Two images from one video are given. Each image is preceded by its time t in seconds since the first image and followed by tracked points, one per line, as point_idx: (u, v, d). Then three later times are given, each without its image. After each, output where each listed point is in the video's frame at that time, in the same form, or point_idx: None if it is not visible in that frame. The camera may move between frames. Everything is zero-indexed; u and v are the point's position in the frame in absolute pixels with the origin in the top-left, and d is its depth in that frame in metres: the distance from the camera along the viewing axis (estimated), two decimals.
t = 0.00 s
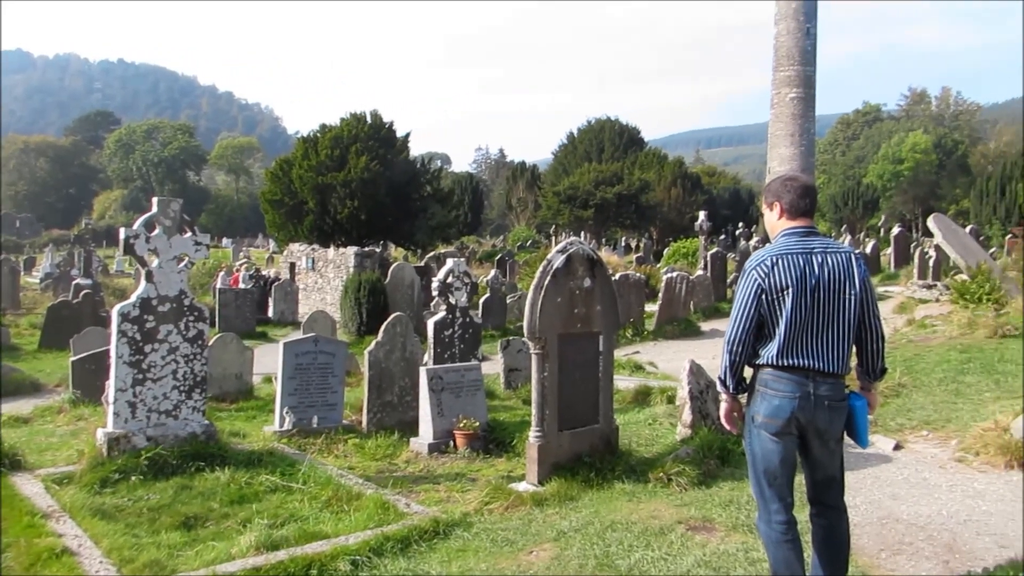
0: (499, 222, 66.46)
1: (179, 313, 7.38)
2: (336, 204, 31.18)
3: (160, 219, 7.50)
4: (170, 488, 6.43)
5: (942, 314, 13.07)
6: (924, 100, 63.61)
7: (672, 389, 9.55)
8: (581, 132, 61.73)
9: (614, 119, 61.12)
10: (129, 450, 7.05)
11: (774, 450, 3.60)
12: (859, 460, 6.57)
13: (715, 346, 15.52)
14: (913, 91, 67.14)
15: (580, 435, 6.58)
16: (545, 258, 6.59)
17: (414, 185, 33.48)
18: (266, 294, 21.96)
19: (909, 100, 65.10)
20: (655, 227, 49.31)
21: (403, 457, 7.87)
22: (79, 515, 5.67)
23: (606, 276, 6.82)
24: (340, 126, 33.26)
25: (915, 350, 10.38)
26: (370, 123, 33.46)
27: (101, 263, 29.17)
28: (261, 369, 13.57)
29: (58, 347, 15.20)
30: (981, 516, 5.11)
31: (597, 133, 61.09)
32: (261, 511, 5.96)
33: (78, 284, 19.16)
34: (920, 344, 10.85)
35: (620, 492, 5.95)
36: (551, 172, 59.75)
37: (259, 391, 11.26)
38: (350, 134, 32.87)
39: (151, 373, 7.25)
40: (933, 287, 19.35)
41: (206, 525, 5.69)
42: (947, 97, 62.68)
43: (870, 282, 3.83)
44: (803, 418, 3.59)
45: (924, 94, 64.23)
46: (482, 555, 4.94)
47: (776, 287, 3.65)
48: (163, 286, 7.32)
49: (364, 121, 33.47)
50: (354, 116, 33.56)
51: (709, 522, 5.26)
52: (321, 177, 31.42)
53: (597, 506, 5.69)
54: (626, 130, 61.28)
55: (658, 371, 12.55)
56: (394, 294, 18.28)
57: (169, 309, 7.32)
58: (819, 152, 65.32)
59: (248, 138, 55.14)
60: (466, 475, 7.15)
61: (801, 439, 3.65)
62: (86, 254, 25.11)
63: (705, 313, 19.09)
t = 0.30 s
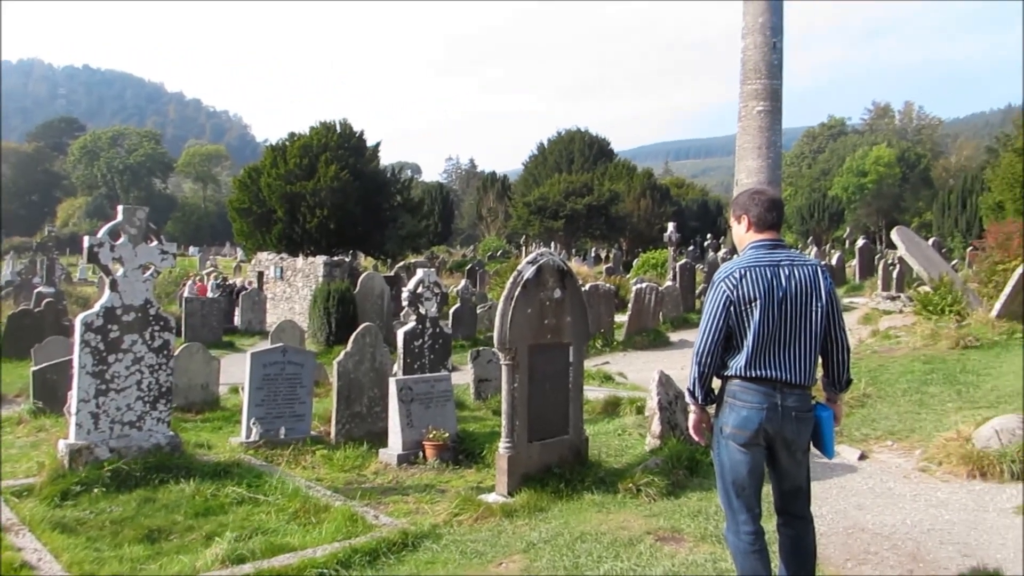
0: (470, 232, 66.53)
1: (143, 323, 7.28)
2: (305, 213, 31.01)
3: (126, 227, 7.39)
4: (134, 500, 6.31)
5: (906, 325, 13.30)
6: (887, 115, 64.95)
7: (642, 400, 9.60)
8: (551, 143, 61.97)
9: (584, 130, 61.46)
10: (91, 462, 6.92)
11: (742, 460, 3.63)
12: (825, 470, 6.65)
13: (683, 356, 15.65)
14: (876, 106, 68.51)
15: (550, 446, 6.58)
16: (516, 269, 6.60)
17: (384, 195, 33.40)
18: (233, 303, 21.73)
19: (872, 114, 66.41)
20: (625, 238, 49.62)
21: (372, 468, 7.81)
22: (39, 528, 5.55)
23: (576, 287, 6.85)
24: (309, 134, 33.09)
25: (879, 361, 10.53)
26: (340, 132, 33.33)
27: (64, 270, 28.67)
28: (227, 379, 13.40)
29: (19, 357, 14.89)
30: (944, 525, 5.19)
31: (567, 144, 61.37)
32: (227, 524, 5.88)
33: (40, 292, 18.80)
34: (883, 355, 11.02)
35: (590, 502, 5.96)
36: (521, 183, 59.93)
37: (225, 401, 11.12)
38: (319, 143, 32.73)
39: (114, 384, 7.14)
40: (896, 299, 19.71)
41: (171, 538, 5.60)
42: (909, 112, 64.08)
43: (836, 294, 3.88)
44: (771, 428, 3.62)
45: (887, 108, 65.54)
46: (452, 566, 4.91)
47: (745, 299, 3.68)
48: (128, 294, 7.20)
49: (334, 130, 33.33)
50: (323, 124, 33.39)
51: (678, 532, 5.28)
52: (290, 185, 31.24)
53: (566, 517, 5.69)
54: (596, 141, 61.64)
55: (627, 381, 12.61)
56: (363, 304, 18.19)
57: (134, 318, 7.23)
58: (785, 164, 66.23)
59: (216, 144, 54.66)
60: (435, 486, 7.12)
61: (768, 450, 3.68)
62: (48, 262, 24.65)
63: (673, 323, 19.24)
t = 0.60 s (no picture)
0: (443, 244, 66.46)
1: (111, 334, 7.18)
2: (277, 223, 30.83)
3: (94, 238, 7.28)
4: (99, 514, 6.19)
5: (874, 338, 13.45)
6: (854, 130, 66.06)
7: (615, 412, 9.62)
8: (525, 155, 62.14)
9: (557, 143, 61.76)
10: (56, 475, 6.79)
11: (714, 474, 3.65)
12: (795, 482, 6.69)
13: (656, 368, 15.73)
14: (843, 121, 69.68)
15: (523, 459, 6.57)
16: (490, 281, 6.61)
17: (358, 206, 33.30)
18: (204, 314, 21.49)
19: (840, 129, 67.49)
20: (598, 250, 49.82)
21: (344, 481, 7.75)
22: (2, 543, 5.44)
23: (549, 299, 6.87)
24: (282, 144, 32.93)
25: (849, 373, 10.67)
26: (313, 142, 33.18)
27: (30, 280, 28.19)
28: (196, 390, 13.23)
29: None
30: (912, 537, 5.26)
31: (540, 156, 61.58)
32: (195, 538, 5.79)
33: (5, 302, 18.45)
34: (853, 368, 11.15)
35: (563, 515, 5.96)
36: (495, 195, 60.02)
37: (194, 414, 10.98)
38: (292, 153, 32.57)
39: (81, 396, 7.04)
40: (865, 312, 19.99)
41: (137, 552, 5.50)
42: (876, 128, 65.24)
43: (806, 308, 3.92)
44: (742, 441, 3.65)
45: (855, 124, 66.67)
46: None
47: (715, 313, 3.71)
48: (96, 306, 7.11)
49: (307, 140, 33.18)
50: (296, 135, 33.19)
51: (650, 545, 5.29)
52: (262, 196, 31.08)
53: (539, 530, 5.68)
54: (569, 154, 61.92)
55: (600, 393, 12.64)
56: (336, 315, 18.07)
57: (102, 330, 7.13)
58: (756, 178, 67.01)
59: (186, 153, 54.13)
60: (407, 499, 7.07)
61: (740, 463, 3.71)
62: (14, 271, 24.22)
63: (646, 335, 19.35)
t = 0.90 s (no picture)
0: (422, 257, 66.47)
1: (84, 348, 7.10)
2: (254, 236, 30.64)
3: (67, 251, 7.19)
4: (70, 531, 6.08)
5: (848, 354, 13.56)
6: (829, 147, 66.87)
7: (592, 427, 9.63)
8: (503, 169, 62.26)
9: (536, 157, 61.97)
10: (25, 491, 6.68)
11: (690, 490, 3.67)
12: (770, 498, 6.72)
13: (633, 382, 15.77)
14: (818, 138, 70.53)
15: (500, 475, 6.56)
16: (468, 296, 6.61)
17: (336, 219, 33.17)
18: (179, 328, 21.27)
19: (815, 146, 68.29)
20: (576, 264, 49.92)
21: (319, 497, 7.69)
22: None
23: (526, 314, 6.87)
24: (259, 157, 32.76)
25: (823, 389, 10.75)
26: (290, 155, 33.04)
27: None
28: (170, 405, 13.09)
29: None
30: (886, 552, 5.30)
31: (519, 170, 61.72)
32: (167, 556, 5.72)
33: None
34: (828, 383, 11.24)
35: (539, 531, 5.94)
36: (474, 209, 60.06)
37: (168, 429, 10.85)
38: (269, 166, 32.41)
39: (52, 411, 6.94)
40: (839, 327, 20.19)
41: (109, 570, 5.42)
42: (849, 145, 66.09)
43: (779, 325, 3.96)
44: (718, 457, 3.67)
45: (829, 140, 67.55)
46: None
47: (691, 330, 3.73)
48: (69, 319, 7.03)
49: (284, 152, 33.04)
50: (273, 147, 33.05)
51: (627, 561, 5.29)
52: (239, 209, 30.92)
53: (515, 546, 5.66)
54: (548, 168, 62.11)
55: (577, 408, 12.66)
56: (313, 329, 17.95)
57: (75, 344, 7.04)
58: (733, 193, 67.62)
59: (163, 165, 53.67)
60: (383, 515, 7.03)
61: (716, 479, 3.73)
62: None
63: (624, 349, 19.39)
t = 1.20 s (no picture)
0: (404, 270, 66.37)
1: (62, 362, 7.02)
2: (235, 248, 30.48)
3: (45, 263, 7.11)
4: (44, 548, 5.98)
5: (828, 367, 13.65)
6: (809, 162, 67.42)
7: (574, 441, 9.62)
8: (486, 182, 62.36)
9: (518, 171, 62.12)
10: None
11: (671, 504, 3.68)
12: (752, 512, 6.73)
13: (616, 396, 15.80)
14: (798, 153, 71.15)
15: (481, 490, 6.53)
16: (450, 311, 6.59)
17: (318, 232, 33.04)
18: (158, 341, 21.09)
19: (795, 160, 68.86)
20: (559, 277, 50.01)
21: (299, 512, 7.62)
22: None
23: (508, 328, 6.87)
24: (240, 169, 32.62)
25: (804, 402, 10.81)
26: (272, 168, 32.93)
27: None
28: (149, 419, 12.95)
29: None
30: (867, 567, 5.32)
31: (501, 184, 61.84)
32: (145, 573, 5.64)
33: None
34: (808, 397, 11.29)
35: (521, 547, 5.92)
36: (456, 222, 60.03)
37: (146, 443, 10.73)
38: (251, 179, 32.28)
39: (28, 426, 6.85)
40: (820, 341, 20.32)
41: None
42: (829, 160, 66.71)
43: (759, 340, 3.98)
44: (699, 472, 3.68)
45: (809, 155, 68.21)
46: None
47: (672, 345, 3.74)
48: (46, 333, 6.94)
49: (266, 165, 32.93)
50: (254, 160, 32.93)
51: None
52: (220, 221, 30.76)
53: (497, 562, 5.64)
54: (530, 182, 62.28)
55: (559, 421, 12.66)
56: (294, 342, 17.85)
57: (52, 357, 6.96)
58: (715, 207, 68.07)
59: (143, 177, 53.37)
60: (364, 530, 6.98)
61: (696, 494, 3.74)
62: None
63: (606, 363, 19.41)
